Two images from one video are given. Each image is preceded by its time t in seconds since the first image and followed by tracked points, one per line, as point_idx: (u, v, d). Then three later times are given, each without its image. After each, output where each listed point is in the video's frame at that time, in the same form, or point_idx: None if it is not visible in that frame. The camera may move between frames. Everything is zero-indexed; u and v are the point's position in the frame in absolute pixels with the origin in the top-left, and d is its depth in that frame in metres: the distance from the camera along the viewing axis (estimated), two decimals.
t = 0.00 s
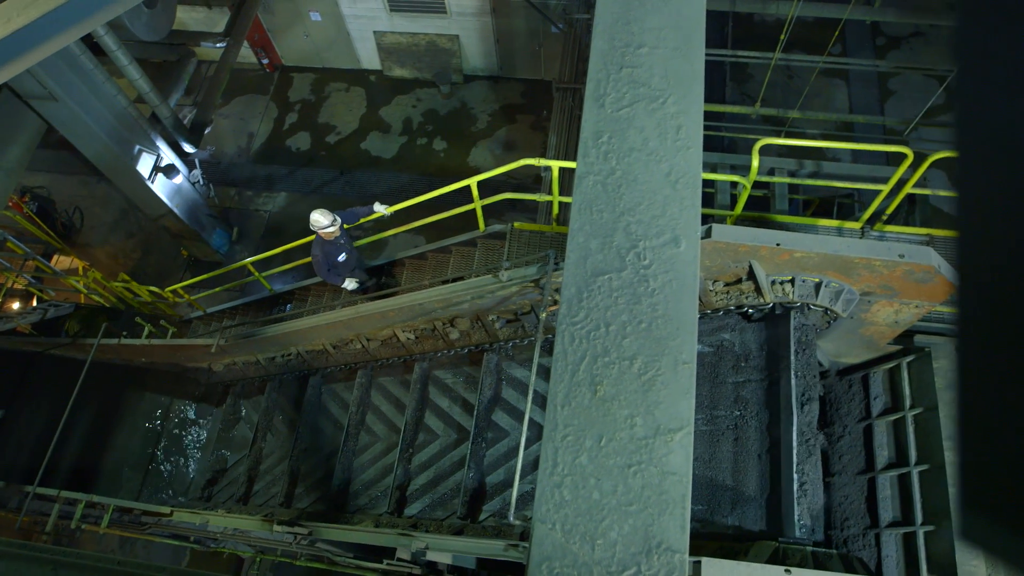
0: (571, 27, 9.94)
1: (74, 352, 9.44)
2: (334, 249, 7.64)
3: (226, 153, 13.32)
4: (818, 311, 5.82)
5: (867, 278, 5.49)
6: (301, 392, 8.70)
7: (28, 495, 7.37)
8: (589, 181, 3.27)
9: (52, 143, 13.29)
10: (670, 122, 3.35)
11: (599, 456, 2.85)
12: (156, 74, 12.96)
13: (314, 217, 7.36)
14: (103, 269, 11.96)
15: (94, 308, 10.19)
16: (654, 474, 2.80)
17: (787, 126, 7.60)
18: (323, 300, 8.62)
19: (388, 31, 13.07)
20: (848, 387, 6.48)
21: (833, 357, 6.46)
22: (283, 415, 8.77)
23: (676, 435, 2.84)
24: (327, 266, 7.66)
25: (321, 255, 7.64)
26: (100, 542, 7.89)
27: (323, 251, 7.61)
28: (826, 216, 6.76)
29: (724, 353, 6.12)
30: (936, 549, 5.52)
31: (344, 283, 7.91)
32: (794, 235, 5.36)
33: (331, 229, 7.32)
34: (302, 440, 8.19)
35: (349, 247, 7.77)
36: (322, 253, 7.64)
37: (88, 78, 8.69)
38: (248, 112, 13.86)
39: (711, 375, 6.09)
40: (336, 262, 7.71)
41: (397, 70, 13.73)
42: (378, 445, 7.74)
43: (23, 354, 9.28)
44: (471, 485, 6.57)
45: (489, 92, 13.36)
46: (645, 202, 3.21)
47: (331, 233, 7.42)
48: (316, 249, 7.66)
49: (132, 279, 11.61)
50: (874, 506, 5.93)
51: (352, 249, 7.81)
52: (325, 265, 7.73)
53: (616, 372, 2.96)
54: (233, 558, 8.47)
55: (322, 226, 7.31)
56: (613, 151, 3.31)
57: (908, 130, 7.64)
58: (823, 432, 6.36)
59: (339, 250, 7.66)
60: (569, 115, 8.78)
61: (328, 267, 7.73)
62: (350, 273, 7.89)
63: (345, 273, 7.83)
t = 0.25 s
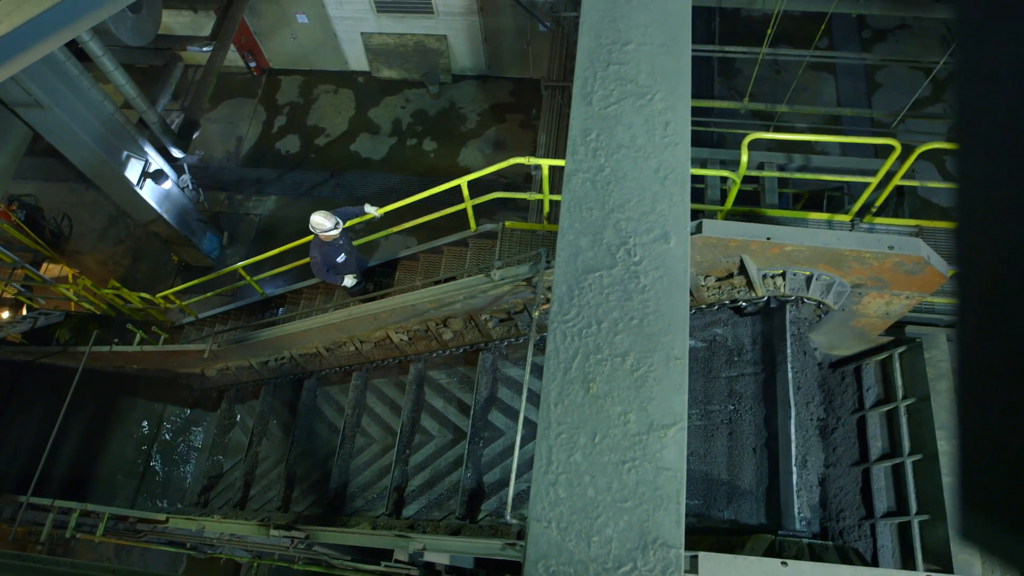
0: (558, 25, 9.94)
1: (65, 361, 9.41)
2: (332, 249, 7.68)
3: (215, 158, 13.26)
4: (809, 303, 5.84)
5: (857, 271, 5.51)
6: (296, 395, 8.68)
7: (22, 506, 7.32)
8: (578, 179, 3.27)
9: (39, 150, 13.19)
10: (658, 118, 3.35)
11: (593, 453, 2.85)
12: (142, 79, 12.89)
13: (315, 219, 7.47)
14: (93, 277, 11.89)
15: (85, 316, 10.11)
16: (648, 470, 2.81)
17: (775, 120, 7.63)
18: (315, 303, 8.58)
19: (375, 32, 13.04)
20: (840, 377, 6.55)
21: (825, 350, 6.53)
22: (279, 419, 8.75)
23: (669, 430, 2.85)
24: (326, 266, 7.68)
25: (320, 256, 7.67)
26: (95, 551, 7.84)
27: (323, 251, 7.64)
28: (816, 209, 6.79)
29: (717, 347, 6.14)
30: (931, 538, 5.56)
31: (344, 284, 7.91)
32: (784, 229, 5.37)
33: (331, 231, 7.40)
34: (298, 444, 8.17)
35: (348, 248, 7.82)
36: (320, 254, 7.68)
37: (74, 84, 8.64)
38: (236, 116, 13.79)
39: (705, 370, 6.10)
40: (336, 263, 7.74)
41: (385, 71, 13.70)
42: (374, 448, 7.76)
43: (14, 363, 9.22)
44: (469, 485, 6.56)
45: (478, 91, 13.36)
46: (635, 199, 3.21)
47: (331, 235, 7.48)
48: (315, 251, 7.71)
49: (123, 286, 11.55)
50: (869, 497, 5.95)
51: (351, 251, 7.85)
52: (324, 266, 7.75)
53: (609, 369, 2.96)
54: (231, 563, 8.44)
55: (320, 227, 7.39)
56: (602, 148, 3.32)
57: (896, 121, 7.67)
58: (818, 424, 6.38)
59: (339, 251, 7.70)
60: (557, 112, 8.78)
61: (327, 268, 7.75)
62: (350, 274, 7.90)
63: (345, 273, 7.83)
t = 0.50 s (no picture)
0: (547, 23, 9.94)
1: (58, 368, 9.32)
2: (334, 248, 7.62)
3: (204, 161, 13.20)
4: (801, 297, 5.85)
5: (848, 263, 5.53)
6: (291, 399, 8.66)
7: (16, 514, 7.27)
8: (568, 177, 3.27)
9: (27, 157, 13.10)
10: (647, 114, 3.35)
11: (588, 451, 2.86)
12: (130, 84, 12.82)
13: (319, 216, 7.43)
14: (84, 283, 11.82)
15: (76, 323, 9.96)
16: (643, 466, 2.82)
17: (765, 115, 7.65)
18: (308, 305, 8.54)
19: (363, 33, 13.03)
20: (834, 371, 6.56)
21: (818, 343, 6.57)
22: (274, 422, 8.73)
23: (663, 426, 2.85)
24: (327, 265, 7.61)
25: (321, 255, 7.61)
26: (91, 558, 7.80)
27: (324, 249, 7.58)
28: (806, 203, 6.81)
29: (710, 342, 6.16)
30: (926, 528, 5.58)
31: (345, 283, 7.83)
32: (775, 223, 5.38)
33: (333, 229, 7.36)
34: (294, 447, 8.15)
35: (350, 246, 7.74)
36: (321, 252, 7.62)
37: (61, 90, 8.59)
38: (225, 119, 13.74)
39: (699, 365, 6.12)
40: (336, 262, 7.66)
41: (374, 71, 13.68)
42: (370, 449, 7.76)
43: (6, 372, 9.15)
44: (466, 485, 6.55)
45: (467, 90, 13.35)
46: (625, 196, 3.22)
47: (332, 232, 7.43)
48: (317, 248, 7.64)
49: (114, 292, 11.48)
50: (864, 488, 5.97)
51: (353, 249, 7.78)
52: (325, 264, 7.69)
53: (602, 366, 2.97)
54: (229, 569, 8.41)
55: (322, 224, 7.36)
56: (591, 146, 3.32)
57: (885, 114, 7.70)
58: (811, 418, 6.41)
59: (340, 249, 7.63)
60: (546, 110, 8.78)
61: (327, 266, 7.69)
62: (351, 272, 7.80)
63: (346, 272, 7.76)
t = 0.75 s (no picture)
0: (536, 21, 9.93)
1: (50, 375, 9.28)
2: (341, 243, 7.24)
3: (195, 165, 13.14)
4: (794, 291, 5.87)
5: (840, 256, 5.56)
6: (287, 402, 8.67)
7: (11, 524, 7.23)
8: (558, 175, 3.27)
9: (15, 164, 13.02)
10: (636, 111, 3.36)
11: (582, 448, 2.86)
12: (118, 89, 12.75)
13: (324, 209, 6.94)
14: (75, 290, 11.76)
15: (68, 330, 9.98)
16: (638, 462, 2.82)
17: (754, 109, 7.68)
18: (301, 308, 8.50)
19: (351, 33, 12.99)
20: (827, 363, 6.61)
21: (811, 336, 6.64)
22: (271, 426, 8.76)
23: (657, 421, 2.86)
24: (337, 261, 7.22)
25: (330, 251, 7.17)
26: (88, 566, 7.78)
27: (332, 245, 7.17)
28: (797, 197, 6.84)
29: (704, 338, 6.17)
30: (921, 518, 5.60)
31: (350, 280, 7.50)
32: (766, 217, 5.40)
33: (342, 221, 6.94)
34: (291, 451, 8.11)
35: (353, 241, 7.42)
36: (330, 248, 7.19)
37: (49, 96, 8.54)
38: (214, 122, 13.68)
39: (693, 361, 6.13)
40: (344, 258, 7.32)
41: (364, 72, 13.64)
42: (367, 450, 7.84)
43: None
44: (464, 485, 6.55)
45: (457, 90, 13.33)
46: (615, 192, 3.22)
47: (340, 225, 7.00)
48: (324, 245, 7.17)
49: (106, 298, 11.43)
50: (859, 480, 6.01)
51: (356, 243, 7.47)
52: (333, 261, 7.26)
53: (595, 363, 2.97)
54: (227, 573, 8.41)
55: (336, 217, 6.91)
56: (581, 143, 3.32)
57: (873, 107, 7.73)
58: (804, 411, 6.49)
59: (347, 244, 7.28)
60: (536, 109, 8.77)
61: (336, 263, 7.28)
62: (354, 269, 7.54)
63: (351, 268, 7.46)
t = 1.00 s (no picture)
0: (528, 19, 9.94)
1: (46, 380, 9.23)
2: (338, 232, 7.23)
3: (188, 167, 13.10)
4: (787, 286, 5.89)
5: (834, 251, 5.58)
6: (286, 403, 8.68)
7: (7, 529, 7.20)
8: (551, 173, 3.27)
9: (6, 168, 12.95)
10: (628, 108, 3.36)
11: (578, 445, 2.86)
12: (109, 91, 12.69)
13: (318, 196, 6.94)
14: (69, 294, 11.71)
15: (62, 334, 9.95)
16: (634, 459, 2.83)
17: (747, 105, 7.70)
18: (296, 309, 8.48)
19: (344, 33, 12.96)
20: (822, 357, 6.68)
21: (806, 331, 6.69)
22: (268, 428, 8.75)
23: (653, 418, 2.86)
24: (334, 249, 7.20)
25: (327, 239, 7.18)
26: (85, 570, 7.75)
27: (329, 233, 7.16)
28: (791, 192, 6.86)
29: (699, 334, 6.20)
30: (917, 510, 5.60)
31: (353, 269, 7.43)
32: (760, 213, 5.41)
33: (334, 209, 6.89)
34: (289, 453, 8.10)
35: (352, 230, 7.39)
36: (326, 237, 7.19)
37: (40, 100, 8.49)
38: (207, 124, 13.64)
39: (688, 355, 6.17)
40: (342, 246, 7.30)
41: (356, 72, 13.62)
42: (364, 451, 7.85)
43: None
44: (464, 484, 6.56)
45: (450, 89, 13.32)
46: (608, 190, 3.22)
47: (336, 214, 7.00)
48: (321, 233, 7.19)
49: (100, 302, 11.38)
50: (855, 473, 6.03)
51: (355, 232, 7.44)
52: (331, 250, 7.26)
53: (591, 360, 2.97)
54: None
55: (329, 206, 6.88)
56: (573, 141, 3.32)
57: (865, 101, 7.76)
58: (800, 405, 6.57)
59: (344, 232, 7.26)
60: (530, 107, 8.77)
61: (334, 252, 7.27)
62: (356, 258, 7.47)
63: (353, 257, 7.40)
